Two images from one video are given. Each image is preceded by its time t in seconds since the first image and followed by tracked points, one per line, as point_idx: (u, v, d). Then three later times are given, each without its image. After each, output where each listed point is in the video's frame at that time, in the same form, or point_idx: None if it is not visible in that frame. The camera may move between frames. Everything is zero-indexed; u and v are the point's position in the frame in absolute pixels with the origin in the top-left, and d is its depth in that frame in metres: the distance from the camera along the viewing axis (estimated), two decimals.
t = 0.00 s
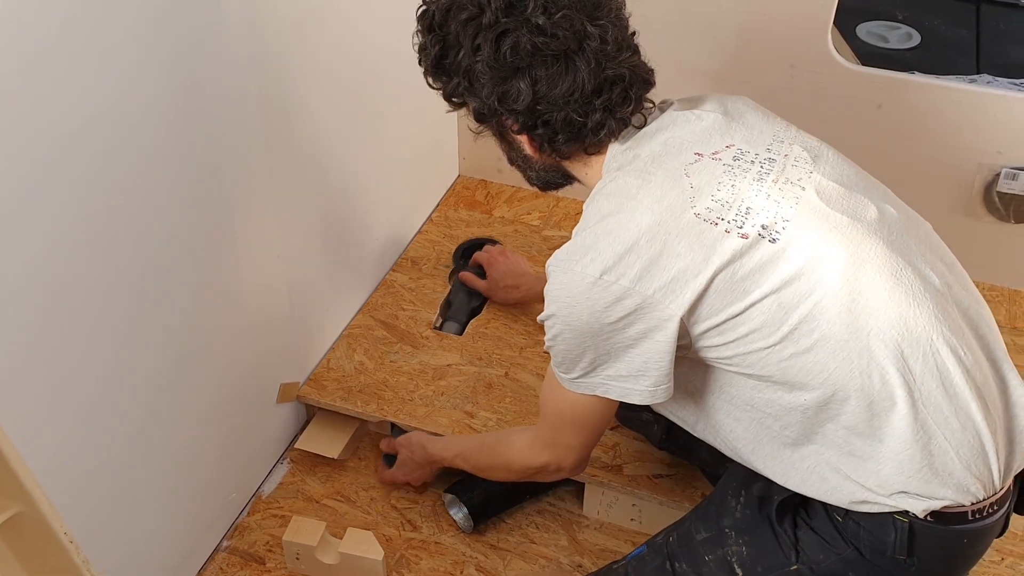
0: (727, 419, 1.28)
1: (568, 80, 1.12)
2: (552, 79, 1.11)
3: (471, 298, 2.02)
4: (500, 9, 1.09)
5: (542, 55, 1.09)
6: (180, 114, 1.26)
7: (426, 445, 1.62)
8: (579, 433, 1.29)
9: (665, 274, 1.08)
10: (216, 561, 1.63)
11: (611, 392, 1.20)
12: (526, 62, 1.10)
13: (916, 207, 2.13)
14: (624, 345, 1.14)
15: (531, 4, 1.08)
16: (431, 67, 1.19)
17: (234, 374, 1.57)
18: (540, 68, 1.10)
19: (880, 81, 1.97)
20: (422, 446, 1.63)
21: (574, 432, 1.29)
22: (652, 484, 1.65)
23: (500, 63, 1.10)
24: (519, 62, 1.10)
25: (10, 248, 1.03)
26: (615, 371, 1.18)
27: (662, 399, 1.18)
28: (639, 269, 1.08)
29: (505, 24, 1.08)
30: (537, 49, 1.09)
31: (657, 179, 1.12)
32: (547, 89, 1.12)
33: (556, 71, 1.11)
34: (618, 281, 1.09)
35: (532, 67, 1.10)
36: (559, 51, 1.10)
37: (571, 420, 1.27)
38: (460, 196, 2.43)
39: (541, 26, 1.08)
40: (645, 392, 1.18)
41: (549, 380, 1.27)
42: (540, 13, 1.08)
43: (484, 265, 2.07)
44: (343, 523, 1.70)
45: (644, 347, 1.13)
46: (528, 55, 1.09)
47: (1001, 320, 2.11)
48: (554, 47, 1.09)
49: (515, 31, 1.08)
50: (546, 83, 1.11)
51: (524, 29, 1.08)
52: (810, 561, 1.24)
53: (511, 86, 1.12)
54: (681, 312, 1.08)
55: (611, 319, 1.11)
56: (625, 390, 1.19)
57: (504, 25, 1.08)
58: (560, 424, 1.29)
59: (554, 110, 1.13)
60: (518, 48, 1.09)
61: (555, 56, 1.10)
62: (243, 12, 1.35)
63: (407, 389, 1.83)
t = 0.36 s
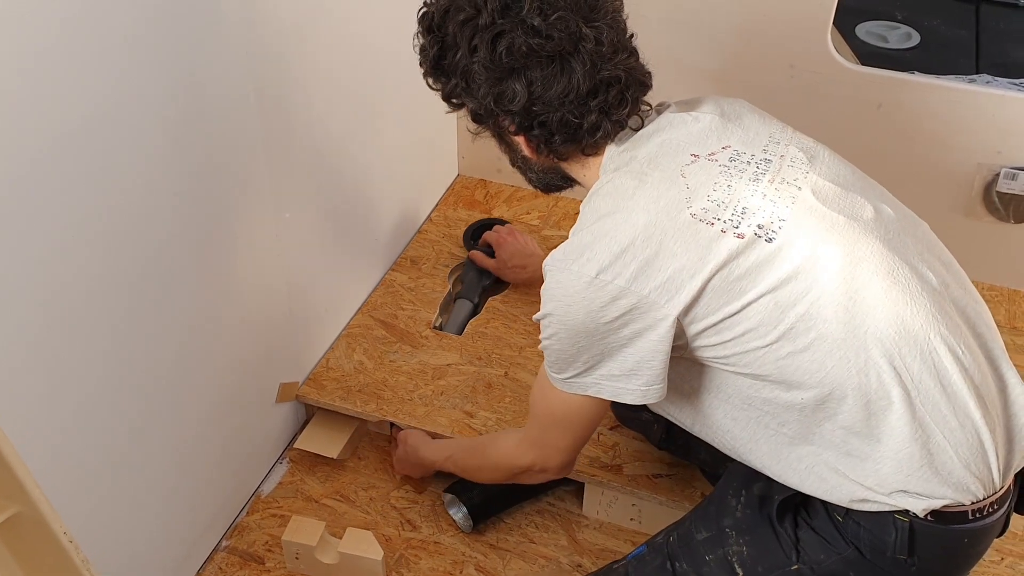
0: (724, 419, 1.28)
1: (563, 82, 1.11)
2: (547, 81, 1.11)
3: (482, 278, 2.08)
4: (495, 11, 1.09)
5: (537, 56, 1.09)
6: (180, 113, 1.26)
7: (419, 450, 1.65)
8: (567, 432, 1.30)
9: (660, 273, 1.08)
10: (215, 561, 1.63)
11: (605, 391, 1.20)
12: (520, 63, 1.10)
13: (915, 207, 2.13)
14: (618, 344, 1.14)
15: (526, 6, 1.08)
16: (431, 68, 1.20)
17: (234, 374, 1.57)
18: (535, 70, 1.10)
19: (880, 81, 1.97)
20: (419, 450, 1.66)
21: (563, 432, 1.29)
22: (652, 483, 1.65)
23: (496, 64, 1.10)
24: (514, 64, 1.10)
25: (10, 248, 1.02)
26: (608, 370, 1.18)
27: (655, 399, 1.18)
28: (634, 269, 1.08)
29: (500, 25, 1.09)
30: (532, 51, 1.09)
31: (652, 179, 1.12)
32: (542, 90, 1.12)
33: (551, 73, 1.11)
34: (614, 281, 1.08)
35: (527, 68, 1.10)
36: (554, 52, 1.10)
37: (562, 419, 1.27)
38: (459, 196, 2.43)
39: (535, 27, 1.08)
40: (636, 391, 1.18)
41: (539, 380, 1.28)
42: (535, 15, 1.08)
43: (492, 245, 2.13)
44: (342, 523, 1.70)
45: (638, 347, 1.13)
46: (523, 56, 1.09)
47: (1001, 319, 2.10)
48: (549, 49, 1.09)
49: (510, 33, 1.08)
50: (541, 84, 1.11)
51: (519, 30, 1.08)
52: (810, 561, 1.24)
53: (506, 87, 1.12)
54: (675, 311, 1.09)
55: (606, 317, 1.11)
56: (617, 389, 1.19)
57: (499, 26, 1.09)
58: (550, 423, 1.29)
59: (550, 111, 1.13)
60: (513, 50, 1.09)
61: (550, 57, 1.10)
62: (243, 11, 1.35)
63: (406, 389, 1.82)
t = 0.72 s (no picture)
0: (719, 422, 1.28)
1: (571, 72, 1.13)
2: (556, 71, 1.13)
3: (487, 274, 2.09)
4: (497, 11, 1.10)
5: (544, 48, 1.11)
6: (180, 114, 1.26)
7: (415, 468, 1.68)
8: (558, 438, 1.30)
9: (651, 281, 1.08)
10: (215, 561, 1.63)
11: (595, 397, 1.20)
12: (530, 57, 1.11)
13: (913, 208, 2.14)
14: (608, 351, 1.15)
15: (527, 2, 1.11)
16: (424, 87, 1.18)
17: (233, 374, 1.57)
18: (544, 61, 1.12)
19: (878, 82, 1.97)
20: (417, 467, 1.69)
21: (554, 436, 1.30)
22: (651, 484, 1.66)
23: (504, 60, 1.10)
24: (524, 58, 1.11)
25: (10, 248, 1.03)
26: (598, 377, 1.18)
27: (645, 405, 1.18)
28: (625, 279, 1.08)
29: (505, 23, 1.10)
30: (541, 42, 1.10)
31: (642, 187, 1.12)
32: (552, 83, 1.13)
33: (559, 64, 1.13)
34: (604, 290, 1.08)
35: (536, 61, 1.11)
36: (560, 43, 1.12)
37: (551, 421, 1.28)
38: (458, 196, 2.43)
39: (540, 20, 1.11)
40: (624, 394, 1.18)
41: (529, 385, 1.29)
42: (537, 10, 1.11)
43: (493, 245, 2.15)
44: (342, 523, 1.70)
45: (629, 353, 1.14)
46: (533, 48, 1.10)
47: (999, 320, 2.11)
48: (556, 40, 1.11)
49: (516, 28, 1.10)
50: (551, 76, 1.12)
51: (525, 25, 1.10)
52: (808, 561, 1.24)
53: (517, 83, 1.12)
54: (667, 319, 1.09)
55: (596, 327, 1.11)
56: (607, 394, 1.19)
57: (504, 24, 1.10)
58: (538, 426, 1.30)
59: (560, 104, 1.14)
60: (521, 44, 1.10)
61: (557, 49, 1.12)
62: (243, 11, 1.35)
63: (406, 390, 1.83)
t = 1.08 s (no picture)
0: (715, 420, 1.28)
1: (564, 73, 1.14)
2: (549, 73, 1.13)
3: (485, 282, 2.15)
4: (490, 13, 1.11)
5: (537, 49, 1.12)
6: (179, 115, 1.26)
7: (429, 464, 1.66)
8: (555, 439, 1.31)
9: (648, 280, 1.08)
10: (212, 560, 1.63)
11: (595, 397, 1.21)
12: (523, 58, 1.11)
13: (910, 207, 2.14)
14: (608, 352, 1.15)
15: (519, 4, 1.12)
16: (416, 88, 1.18)
17: (231, 374, 1.57)
18: (537, 63, 1.12)
19: (876, 82, 1.97)
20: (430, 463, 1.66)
21: (555, 438, 1.31)
22: (649, 483, 1.66)
23: (497, 62, 1.11)
24: (516, 60, 1.11)
25: (9, 249, 1.03)
26: (598, 378, 1.19)
27: (645, 406, 1.19)
28: (621, 280, 1.08)
29: (497, 25, 1.11)
30: (533, 43, 1.11)
31: (637, 186, 1.12)
32: (545, 84, 1.13)
33: (552, 66, 1.13)
34: (602, 290, 1.09)
35: (529, 63, 1.12)
36: (553, 45, 1.13)
37: (551, 423, 1.28)
38: (456, 196, 2.44)
39: (532, 22, 1.11)
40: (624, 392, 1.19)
41: (530, 387, 1.30)
42: (529, 12, 1.12)
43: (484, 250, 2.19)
44: (339, 522, 1.70)
45: (628, 353, 1.14)
46: (525, 50, 1.11)
47: (996, 319, 2.11)
48: (548, 41, 1.12)
49: (509, 29, 1.11)
50: (544, 78, 1.13)
51: (517, 26, 1.11)
52: (804, 557, 1.25)
53: (510, 85, 1.12)
54: (665, 320, 1.09)
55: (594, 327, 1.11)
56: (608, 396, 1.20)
57: (496, 26, 1.11)
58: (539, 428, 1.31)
59: (553, 106, 1.14)
60: (514, 45, 1.11)
61: (549, 50, 1.13)
62: (241, 12, 1.35)
63: (403, 389, 1.83)
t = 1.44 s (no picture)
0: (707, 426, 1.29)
1: (546, 84, 1.13)
2: (531, 84, 1.12)
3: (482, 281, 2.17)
4: (470, 27, 1.11)
5: (518, 61, 1.11)
6: (176, 120, 1.27)
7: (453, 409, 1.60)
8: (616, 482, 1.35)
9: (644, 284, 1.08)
10: (209, 563, 1.64)
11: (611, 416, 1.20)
12: (504, 71, 1.11)
13: (905, 210, 2.15)
14: (616, 365, 1.15)
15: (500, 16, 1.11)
16: (404, 103, 1.19)
17: (228, 378, 1.58)
18: (518, 75, 1.12)
19: (871, 85, 1.98)
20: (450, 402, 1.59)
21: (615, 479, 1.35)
22: (644, 485, 1.68)
23: (479, 75, 1.11)
24: (498, 72, 1.11)
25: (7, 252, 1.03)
26: (610, 396, 1.18)
27: (666, 414, 1.17)
28: (620, 283, 1.08)
29: (478, 39, 1.10)
30: (513, 55, 1.10)
31: (630, 192, 1.13)
32: (527, 95, 1.13)
33: (533, 77, 1.12)
34: (602, 295, 1.08)
35: (510, 75, 1.11)
36: (533, 56, 1.12)
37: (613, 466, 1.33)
38: (452, 199, 2.44)
39: (513, 34, 1.10)
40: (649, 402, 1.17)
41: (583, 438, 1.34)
42: (510, 25, 1.11)
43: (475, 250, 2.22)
44: (337, 525, 1.70)
45: (636, 362, 1.13)
46: (506, 63, 1.10)
47: (990, 322, 2.12)
48: (529, 52, 1.11)
49: (489, 42, 1.10)
50: (526, 89, 1.12)
51: (498, 39, 1.10)
52: (797, 559, 1.26)
53: (492, 97, 1.12)
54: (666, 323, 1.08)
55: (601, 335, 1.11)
56: (621, 414, 1.19)
57: (477, 40, 1.10)
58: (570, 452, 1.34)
59: (537, 116, 1.14)
60: (494, 58, 1.10)
61: (530, 61, 1.12)
62: (239, 16, 1.36)
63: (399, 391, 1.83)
